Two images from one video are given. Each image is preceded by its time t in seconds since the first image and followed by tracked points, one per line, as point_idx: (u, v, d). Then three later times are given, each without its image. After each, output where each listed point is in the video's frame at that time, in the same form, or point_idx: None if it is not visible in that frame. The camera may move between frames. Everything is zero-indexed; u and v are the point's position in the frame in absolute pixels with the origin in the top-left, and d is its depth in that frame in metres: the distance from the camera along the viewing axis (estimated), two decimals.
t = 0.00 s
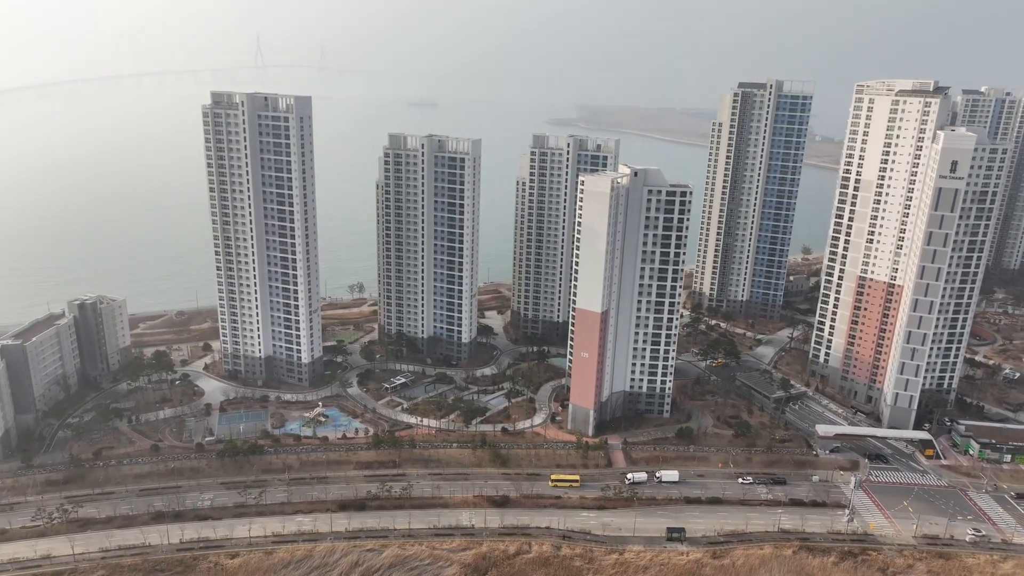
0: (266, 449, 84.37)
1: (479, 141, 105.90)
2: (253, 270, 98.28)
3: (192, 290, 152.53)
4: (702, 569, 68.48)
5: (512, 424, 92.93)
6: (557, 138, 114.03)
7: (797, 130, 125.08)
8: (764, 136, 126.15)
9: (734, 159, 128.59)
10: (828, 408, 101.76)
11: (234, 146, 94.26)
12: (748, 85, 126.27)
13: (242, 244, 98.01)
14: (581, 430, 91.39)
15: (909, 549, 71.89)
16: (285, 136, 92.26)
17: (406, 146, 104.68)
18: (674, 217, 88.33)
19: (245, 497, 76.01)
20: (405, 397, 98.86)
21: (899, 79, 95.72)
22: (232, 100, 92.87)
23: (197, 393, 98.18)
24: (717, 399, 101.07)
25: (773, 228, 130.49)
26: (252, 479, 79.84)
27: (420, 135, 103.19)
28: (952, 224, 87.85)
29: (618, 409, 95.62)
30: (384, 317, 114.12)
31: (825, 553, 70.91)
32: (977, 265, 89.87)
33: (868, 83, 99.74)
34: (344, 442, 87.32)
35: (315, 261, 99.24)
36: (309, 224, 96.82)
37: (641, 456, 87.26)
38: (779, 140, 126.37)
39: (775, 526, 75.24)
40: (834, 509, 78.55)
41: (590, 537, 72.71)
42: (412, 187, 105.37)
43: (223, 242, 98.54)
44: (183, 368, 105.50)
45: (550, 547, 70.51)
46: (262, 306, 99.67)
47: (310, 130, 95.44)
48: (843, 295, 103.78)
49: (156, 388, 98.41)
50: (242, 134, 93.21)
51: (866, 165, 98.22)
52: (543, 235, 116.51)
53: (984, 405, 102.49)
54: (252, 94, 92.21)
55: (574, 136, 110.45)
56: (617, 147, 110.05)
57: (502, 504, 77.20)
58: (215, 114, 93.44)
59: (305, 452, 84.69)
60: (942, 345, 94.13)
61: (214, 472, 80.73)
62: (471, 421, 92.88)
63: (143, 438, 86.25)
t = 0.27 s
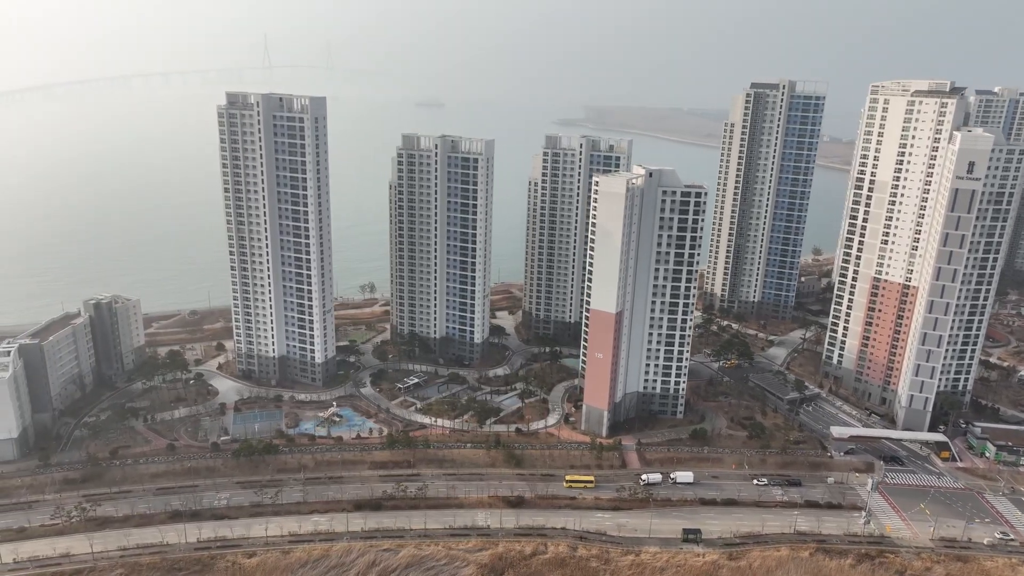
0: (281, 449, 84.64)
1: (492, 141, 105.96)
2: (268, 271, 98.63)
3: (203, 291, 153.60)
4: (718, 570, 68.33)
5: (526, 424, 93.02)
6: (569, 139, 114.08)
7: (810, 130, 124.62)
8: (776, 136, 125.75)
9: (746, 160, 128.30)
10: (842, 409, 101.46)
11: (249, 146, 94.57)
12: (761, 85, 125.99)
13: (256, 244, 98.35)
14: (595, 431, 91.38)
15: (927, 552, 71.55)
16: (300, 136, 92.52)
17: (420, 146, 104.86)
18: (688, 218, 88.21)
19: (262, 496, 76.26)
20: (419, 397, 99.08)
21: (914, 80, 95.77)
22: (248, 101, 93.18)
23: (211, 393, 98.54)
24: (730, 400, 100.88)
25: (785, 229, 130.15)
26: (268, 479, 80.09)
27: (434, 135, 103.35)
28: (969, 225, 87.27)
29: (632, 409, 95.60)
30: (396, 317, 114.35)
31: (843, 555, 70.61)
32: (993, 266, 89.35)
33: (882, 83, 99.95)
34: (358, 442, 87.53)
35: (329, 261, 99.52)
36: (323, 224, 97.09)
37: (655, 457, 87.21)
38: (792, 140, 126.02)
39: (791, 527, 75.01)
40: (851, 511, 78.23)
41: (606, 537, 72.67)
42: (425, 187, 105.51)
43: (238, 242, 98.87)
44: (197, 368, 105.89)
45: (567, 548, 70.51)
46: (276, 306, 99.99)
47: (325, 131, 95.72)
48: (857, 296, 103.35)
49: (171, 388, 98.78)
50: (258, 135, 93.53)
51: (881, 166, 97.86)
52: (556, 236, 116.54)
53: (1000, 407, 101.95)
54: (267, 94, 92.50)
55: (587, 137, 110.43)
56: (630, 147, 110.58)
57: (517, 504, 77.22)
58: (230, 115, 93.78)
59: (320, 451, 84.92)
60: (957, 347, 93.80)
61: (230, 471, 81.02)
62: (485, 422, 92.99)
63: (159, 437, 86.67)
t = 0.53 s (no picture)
0: (295, 449, 84.88)
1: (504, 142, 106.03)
2: (281, 271, 98.92)
3: (214, 289, 154.33)
4: (735, 572, 68.17)
5: (540, 425, 93.03)
6: (581, 139, 114.12)
7: (822, 131, 124.22)
8: (788, 137, 125.44)
9: (758, 161, 128.00)
10: (856, 411, 101.19)
11: (263, 146, 94.87)
12: (773, 86, 125.71)
13: (269, 244, 98.65)
14: (608, 432, 91.34)
15: (945, 554, 71.21)
16: (315, 137, 92.76)
17: (433, 147, 105.03)
18: (703, 218, 88.09)
19: (277, 496, 76.47)
20: (431, 397, 99.30)
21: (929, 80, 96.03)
22: (262, 101, 93.47)
23: (225, 392, 98.87)
24: (743, 401, 100.68)
25: (797, 229, 129.82)
26: (283, 478, 80.29)
27: (447, 136, 103.49)
28: (985, 226, 86.80)
29: (645, 410, 95.55)
30: (408, 317, 114.52)
31: (859, 557, 70.32)
32: (1009, 267, 88.95)
33: (896, 84, 100.46)
34: (372, 441, 87.70)
35: (342, 261, 99.76)
36: (336, 224, 97.32)
37: (669, 458, 87.12)
38: (804, 141, 125.69)
39: (807, 529, 74.77)
40: (867, 513, 77.90)
41: (622, 538, 72.63)
42: (438, 187, 105.63)
43: (251, 242, 99.18)
44: (210, 368, 106.24)
45: (582, 549, 70.49)
46: (289, 306, 100.28)
47: (339, 131, 95.97)
48: (871, 297, 102.92)
49: (185, 387, 99.17)
50: (272, 135, 93.82)
51: (895, 167, 97.34)
52: (567, 237, 116.55)
53: (1015, 409, 101.42)
54: (281, 95, 92.78)
55: (599, 137, 110.38)
56: (642, 148, 110.78)
57: (532, 505, 77.23)
58: (244, 115, 94.10)
59: (334, 451, 85.11)
60: (972, 348, 93.39)
61: (245, 470, 81.27)
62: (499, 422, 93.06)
63: (174, 436, 87.00)
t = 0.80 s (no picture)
0: (309, 449, 85.04)
1: (516, 142, 106.08)
2: (293, 271, 99.16)
3: (222, 289, 154.95)
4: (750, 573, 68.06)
5: (553, 426, 93.07)
6: (592, 140, 114.15)
7: (833, 131, 124.02)
8: (799, 137, 125.24)
9: (769, 161, 127.81)
10: (868, 412, 100.92)
11: (276, 147, 95.11)
12: (784, 86, 125.55)
13: (282, 244, 98.86)
14: (621, 433, 91.34)
15: (960, 556, 70.97)
16: (327, 137, 92.96)
17: (444, 147, 105.18)
18: (716, 219, 88.03)
19: (292, 496, 76.64)
20: (443, 397, 99.47)
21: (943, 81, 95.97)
22: (275, 102, 93.72)
23: (238, 392, 99.10)
24: (755, 402, 100.53)
25: (808, 230, 129.57)
26: (297, 478, 80.45)
27: (459, 136, 103.64)
28: (1001, 227, 86.46)
29: (657, 411, 95.46)
30: (419, 318, 114.65)
31: (875, 559, 70.12)
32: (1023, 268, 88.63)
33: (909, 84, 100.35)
34: (385, 441, 87.84)
35: (354, 261, 99.91)
36: (348, 224, 97.47)
37: (681, 459, 87.09)
38: (815, 141, 125.45)
39: (821, 531, 74.55)
40: (881, 515, 77.66)
41: (636, 539, 72.62)
42: (450, 187, 105.73)
43: (264, 242, 99.40)
44: (223, 367, 106.58)
45: (597, 549, 70.49)
46: (301, 306, 100.50)
47: (351, 132, 96.18)
48: (883, 298, 102.56)
49: (197, 387, 99.38)
50: (285, 136, 94.06)
51: (909, 167, 97.02)
52: (578, 237, 116.59)
53: None
54: (295, 95, 93.01)
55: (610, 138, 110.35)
56: (653, 148, 110.83)
57: (545, 505, 77.25)
58: (257, 116, 94.38)
59: (347, 451, 85.26)
60: (986, 350, 92.95)
61: (259, 470, 81.45)
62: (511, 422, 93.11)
63: (188, 436, 87.22)
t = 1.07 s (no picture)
0: (321, 449, 85.19)
1: (526, 143, 106.16)
2: (304, 271, 99.30)
3: (230, 289, 155.50)
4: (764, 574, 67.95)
5: (564, 427, 93.08)
6: (602, 140, 114.20)
7: (843, 132, 123.81)
8: (809, 138, 125.09)
9: (778, 162, 127.67)
10: (879, 413, 100.72)
11: (288, 147, 95.29)
12: (794, 87, 125.45)
13: (293, 244, 99.02)
14: (632, 433, 91.31)
15: (975, 558, 70.77)
16: (340, 137, 93.10)
17: (455, 147, 105.30)
18: (728, 220, 88.01)
19: (305, 496, 76.76)
20: (454, 398, 99.62)
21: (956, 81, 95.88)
22: (287, 102, 93.89)
23: (249, 392, 99.30)
24: (766, 403, 100.41)
25: (817, 231, 129.35)
26: (309, 478, 80.58)
27: (469, 136, 103.76)
28: (1015, 227, 86.14)
29: (668, 412, 95.40)
30: (429, 318, 114.77)
31: (889, 560, 69.94)
32: None
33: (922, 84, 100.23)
34: (397, 442, 87.96)
35: (365, 261, 100.03)
36: (360, 224, 97.60)
37: (694, 460, 87.01)
38: (825, 142, 125.26)
39: (835, 532, 74.37)
40: (895, 516, 77.46)
41: (649, 540, 72.57)
42: (461, 188, 105.84)
43: (275, 242, 99.57)
44: (233, 367, 106.82)
45: (611, 550, 70.47)
46: (312, 306, 100.64)
47: (363, 132, 96.32)
48: (894, 299, 102.28)
49: (209, 387, 99.54)
50: (297, 136, 94.23)
51: (920, 168, 96.74)
52: (588, 238, 116.63)
53: None
54: (307, 96, 93.19)
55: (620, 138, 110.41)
56: (664, 149, 110.81)
57: (558, 505, 77.26)
58: (269, 116, 94.56)
59: (359, 451, 85.39)
60: (999, 351, 92.58)
61: (272, 470, 81.60)
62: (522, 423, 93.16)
63: (200, 436, 87.40)
